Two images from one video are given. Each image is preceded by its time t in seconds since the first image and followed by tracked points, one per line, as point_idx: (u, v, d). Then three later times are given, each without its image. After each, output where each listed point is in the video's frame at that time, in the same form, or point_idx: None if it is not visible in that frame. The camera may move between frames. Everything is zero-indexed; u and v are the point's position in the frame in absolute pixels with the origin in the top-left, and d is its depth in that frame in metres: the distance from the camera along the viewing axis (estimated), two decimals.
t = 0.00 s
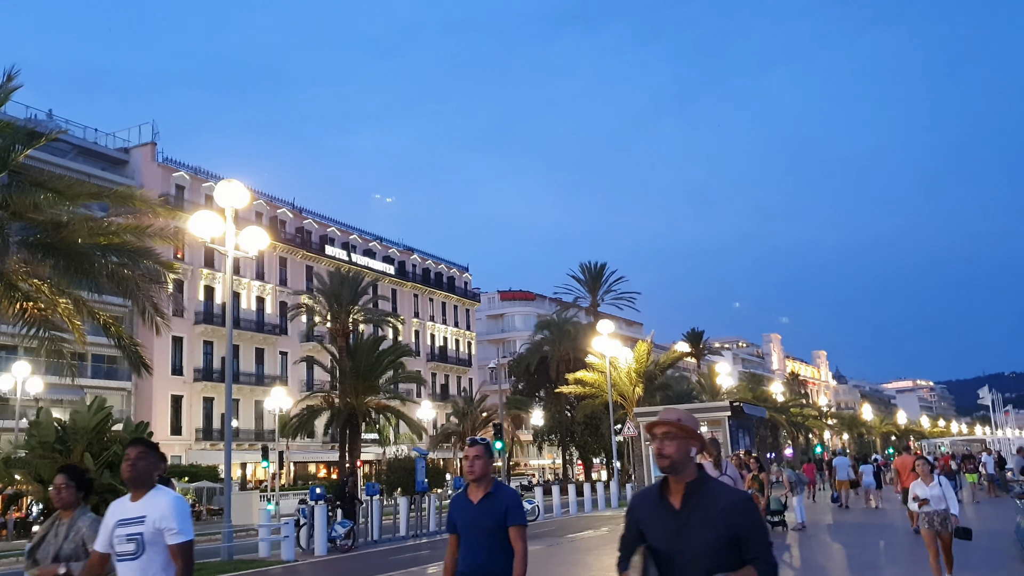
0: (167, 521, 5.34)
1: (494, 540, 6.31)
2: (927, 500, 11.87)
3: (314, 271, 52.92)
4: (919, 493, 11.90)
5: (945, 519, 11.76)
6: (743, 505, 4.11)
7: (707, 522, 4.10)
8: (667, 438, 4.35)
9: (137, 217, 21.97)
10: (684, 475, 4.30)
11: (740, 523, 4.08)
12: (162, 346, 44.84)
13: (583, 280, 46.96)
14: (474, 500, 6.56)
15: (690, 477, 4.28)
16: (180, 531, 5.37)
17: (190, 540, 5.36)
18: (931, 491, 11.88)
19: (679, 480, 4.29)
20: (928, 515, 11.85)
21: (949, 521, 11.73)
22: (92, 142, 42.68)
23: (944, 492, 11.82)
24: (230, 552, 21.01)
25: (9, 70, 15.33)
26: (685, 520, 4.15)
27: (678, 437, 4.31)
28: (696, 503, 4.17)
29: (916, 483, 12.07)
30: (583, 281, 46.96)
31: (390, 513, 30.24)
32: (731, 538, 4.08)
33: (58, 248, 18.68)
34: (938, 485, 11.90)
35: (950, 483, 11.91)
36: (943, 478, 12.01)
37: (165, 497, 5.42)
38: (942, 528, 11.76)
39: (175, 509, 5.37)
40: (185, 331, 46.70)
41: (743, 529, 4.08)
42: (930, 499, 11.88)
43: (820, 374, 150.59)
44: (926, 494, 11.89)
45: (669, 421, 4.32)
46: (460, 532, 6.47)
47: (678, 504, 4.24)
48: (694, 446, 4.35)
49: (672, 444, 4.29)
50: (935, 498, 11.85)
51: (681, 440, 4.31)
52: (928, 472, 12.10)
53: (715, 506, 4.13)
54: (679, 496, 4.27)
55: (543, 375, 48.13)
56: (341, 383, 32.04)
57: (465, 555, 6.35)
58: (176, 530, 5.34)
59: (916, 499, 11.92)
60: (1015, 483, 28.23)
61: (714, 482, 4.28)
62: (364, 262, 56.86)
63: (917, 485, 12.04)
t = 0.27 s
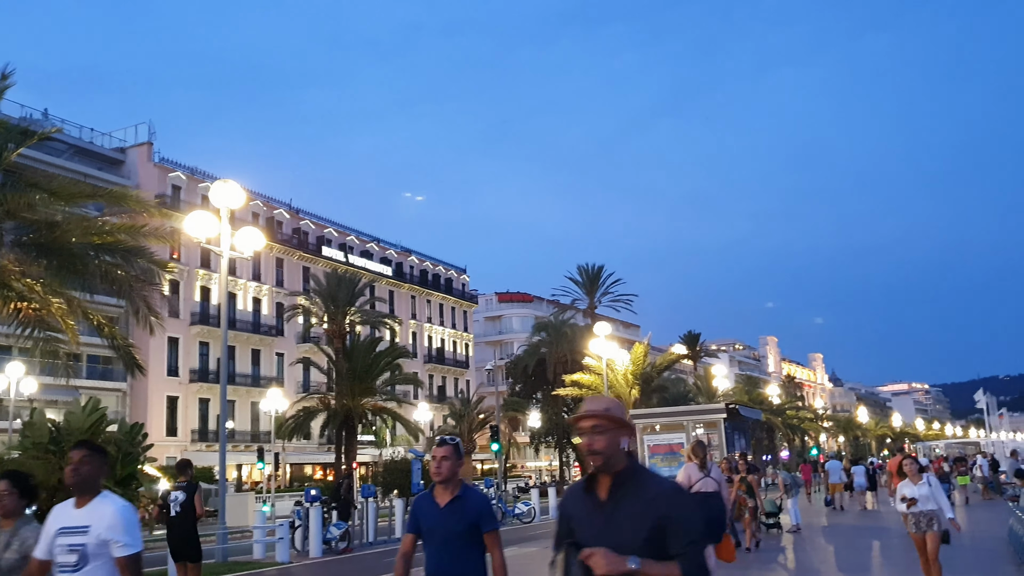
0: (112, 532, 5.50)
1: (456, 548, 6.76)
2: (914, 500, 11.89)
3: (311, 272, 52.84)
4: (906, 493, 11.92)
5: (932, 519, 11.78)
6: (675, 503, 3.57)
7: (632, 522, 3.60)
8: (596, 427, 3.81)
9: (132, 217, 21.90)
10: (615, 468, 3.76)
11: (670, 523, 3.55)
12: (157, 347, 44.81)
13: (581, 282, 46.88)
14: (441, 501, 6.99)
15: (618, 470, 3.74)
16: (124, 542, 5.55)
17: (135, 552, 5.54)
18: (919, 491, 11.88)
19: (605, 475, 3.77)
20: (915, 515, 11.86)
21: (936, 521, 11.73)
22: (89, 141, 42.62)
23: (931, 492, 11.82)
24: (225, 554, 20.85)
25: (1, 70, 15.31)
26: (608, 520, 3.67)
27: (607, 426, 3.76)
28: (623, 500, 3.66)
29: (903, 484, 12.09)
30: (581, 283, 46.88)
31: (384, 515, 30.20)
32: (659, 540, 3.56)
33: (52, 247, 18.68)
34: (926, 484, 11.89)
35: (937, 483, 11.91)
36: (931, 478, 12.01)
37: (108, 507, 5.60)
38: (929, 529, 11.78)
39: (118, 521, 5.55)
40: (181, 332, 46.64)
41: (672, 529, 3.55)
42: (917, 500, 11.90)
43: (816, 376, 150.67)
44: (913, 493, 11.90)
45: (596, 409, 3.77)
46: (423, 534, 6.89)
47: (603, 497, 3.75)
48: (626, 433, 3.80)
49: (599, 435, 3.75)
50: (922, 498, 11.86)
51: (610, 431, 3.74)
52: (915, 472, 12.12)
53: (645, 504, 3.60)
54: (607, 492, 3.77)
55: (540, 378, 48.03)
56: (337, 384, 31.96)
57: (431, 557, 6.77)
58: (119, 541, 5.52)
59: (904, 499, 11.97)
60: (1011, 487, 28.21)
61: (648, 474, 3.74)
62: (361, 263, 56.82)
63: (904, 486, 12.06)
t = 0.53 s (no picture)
0: (8, 545, 5.06)
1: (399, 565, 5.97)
2: (873, 509, 11.76)
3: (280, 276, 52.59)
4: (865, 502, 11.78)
5: (891, 529, 11.69)
6: (545, 517, 3.61)
7: (505, 536, 3.61)
8: (464, 442, 3.88)
9: (96, 218, 21.62)
10: (485, 484, 3.81)
11: (541, 537, 3.58)
12: (122, 352, 44.45)
13: (552, 287, 46.91)
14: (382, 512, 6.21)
15: (490, 486, 3.78)
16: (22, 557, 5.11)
17: (33, 566, 5.10)
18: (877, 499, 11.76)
19: (478, 489, 3.80)
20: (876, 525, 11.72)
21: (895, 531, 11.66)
22: (53, 142, 42.15)
23: (892, 501, 11.67)
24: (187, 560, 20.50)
25: None
26: (481, 534, 3.68)
27: (475, 440, 3.83)
28: (494, 515, 3.69)
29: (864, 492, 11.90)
30: (553, 287, 46.91)
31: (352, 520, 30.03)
32: (531, 556, 3.57)
33: (12, 248, 18.39)
34: (886, 494, 11.75)
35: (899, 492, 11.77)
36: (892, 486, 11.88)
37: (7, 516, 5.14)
38: (889, 539, 11.73)
39: (17, 531, 5.11)
40: (147, 335, 46.22)
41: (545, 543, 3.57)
42: (876, 508, 11.76)
43: (785, 382, 151.83)
44: (872, 502, 11.78)
45: (466, 424, 3.84)
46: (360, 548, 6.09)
47: (475, 515, 3.77)
48: (496, 448, 3.88)
49: (468, 449, 3.80)
50: (881, 507, 11.74)
51: (479, 447, 3.82)
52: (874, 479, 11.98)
53: (515, 518, 3.64)
54: (478, 509, 3.79)
55: (511, 383, 48.01)
56: (306, 389, 31.75)
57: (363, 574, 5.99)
58: (17, 555, 5.08)
59: (863, 507, 11.80)
60: (970, 490, 28.63)
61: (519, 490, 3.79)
62: (331, 267, 56.61)
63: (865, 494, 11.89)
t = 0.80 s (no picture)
0: None
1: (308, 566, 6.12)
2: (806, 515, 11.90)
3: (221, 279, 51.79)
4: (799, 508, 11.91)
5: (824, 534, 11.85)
6: (391, 527, 3.57)
7: (344, 549, 3.53)
8: (305, 440, 3.77)
9: (30, 218, 21.04)
10: (325, 490, 3.71)
11: (384, 547, 3.54)
12: (57, 356, 43.38)
13: (499, 291, 46.92)
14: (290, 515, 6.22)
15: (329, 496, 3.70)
16: None
17: None
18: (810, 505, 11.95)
19: (319, 494, 3.70)
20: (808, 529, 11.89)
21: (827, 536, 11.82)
22: None
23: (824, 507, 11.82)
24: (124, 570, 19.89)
25: None
26: (316, 548, 3.60)
27: (321, 440, 3.71)
28: (335, 524, 3.61)
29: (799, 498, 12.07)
30: (499, 292, 46.92)
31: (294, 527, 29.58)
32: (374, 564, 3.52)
33: None
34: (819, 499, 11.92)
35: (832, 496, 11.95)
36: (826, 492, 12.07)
37: None
38: (823, 545, 11.86)
39: None
40: (83, 339, 45.18)
41: (385, 555, 3.54)
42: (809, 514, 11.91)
43: (728, 386, 153.89)
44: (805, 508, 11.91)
45: (309, 423, 3.74)
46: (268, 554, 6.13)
47: (312, 523, 3.68)
48: (340, 450, 3.79)
49: (308, 451, 3.69)
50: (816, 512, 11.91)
51: (322, 445, 3.71)
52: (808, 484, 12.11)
53: (354, 530, 3.57)
54: (311, 518, 3.74)
55: (457, 388, 48.03)
56: (246, 395, 31.30)
57: None
58: None
59: (796, 513, 11.92)
60: (905, 492, 29.24)
61: (361, 498, 3.73)
62: (274, 270, 55.98)
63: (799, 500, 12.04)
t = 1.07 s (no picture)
0: None
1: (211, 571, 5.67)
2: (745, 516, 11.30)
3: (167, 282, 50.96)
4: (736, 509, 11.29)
5: (763, 537, 11.31)
6: (199, 546, 2.85)
7: (143, 562, 2.80)
8: (99, 441, 2.97)
9: None
10: (127, 499, 2.95)
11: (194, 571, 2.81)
12: None
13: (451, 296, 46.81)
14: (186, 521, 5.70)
15: (137, 504, 2.95)
16: None
17: None
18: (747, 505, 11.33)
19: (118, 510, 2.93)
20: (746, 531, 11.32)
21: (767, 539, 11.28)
22: None
23: (764, 508, 11.25)
24: None
25: None
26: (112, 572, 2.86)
27: (118, 441, 2.97)
28: (134, 543, 2.85)
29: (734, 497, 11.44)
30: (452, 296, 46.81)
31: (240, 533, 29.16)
32: None
33: None
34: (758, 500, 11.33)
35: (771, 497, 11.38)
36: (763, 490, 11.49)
37: None
38: (760, 547, 11.30)
39: None
40: (24, 343, 44.14)
41: None
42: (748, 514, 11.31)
43: (677, 391, 155.28)
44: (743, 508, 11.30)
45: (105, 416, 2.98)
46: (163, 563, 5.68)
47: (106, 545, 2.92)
48: (146, 450, 3.04)
49: (102, 454, 2.94)
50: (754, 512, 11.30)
51: (120, 448, 2.96)
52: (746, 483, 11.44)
53: (163, 545, 2.84)
54: (111, 534, 2.96)
55: (407, 393, 48.44)
56: (192, 400, 30.84)
57: None
58: None
59: (734, 514, 11.33)
60: (848, 495, 29.75)
61: (172, 508, 2.96)
62: (222, 273, 55.30)
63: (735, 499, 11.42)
